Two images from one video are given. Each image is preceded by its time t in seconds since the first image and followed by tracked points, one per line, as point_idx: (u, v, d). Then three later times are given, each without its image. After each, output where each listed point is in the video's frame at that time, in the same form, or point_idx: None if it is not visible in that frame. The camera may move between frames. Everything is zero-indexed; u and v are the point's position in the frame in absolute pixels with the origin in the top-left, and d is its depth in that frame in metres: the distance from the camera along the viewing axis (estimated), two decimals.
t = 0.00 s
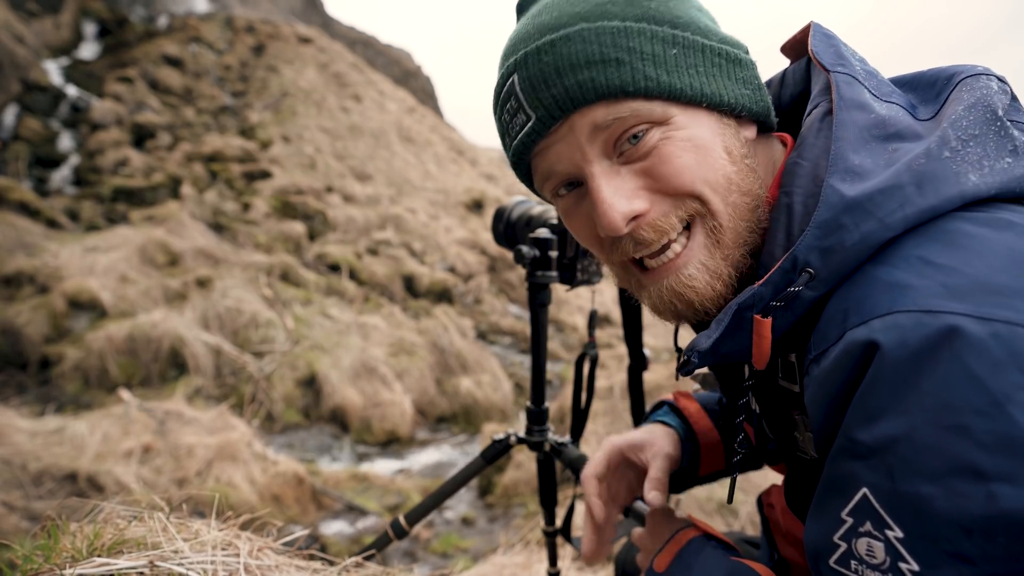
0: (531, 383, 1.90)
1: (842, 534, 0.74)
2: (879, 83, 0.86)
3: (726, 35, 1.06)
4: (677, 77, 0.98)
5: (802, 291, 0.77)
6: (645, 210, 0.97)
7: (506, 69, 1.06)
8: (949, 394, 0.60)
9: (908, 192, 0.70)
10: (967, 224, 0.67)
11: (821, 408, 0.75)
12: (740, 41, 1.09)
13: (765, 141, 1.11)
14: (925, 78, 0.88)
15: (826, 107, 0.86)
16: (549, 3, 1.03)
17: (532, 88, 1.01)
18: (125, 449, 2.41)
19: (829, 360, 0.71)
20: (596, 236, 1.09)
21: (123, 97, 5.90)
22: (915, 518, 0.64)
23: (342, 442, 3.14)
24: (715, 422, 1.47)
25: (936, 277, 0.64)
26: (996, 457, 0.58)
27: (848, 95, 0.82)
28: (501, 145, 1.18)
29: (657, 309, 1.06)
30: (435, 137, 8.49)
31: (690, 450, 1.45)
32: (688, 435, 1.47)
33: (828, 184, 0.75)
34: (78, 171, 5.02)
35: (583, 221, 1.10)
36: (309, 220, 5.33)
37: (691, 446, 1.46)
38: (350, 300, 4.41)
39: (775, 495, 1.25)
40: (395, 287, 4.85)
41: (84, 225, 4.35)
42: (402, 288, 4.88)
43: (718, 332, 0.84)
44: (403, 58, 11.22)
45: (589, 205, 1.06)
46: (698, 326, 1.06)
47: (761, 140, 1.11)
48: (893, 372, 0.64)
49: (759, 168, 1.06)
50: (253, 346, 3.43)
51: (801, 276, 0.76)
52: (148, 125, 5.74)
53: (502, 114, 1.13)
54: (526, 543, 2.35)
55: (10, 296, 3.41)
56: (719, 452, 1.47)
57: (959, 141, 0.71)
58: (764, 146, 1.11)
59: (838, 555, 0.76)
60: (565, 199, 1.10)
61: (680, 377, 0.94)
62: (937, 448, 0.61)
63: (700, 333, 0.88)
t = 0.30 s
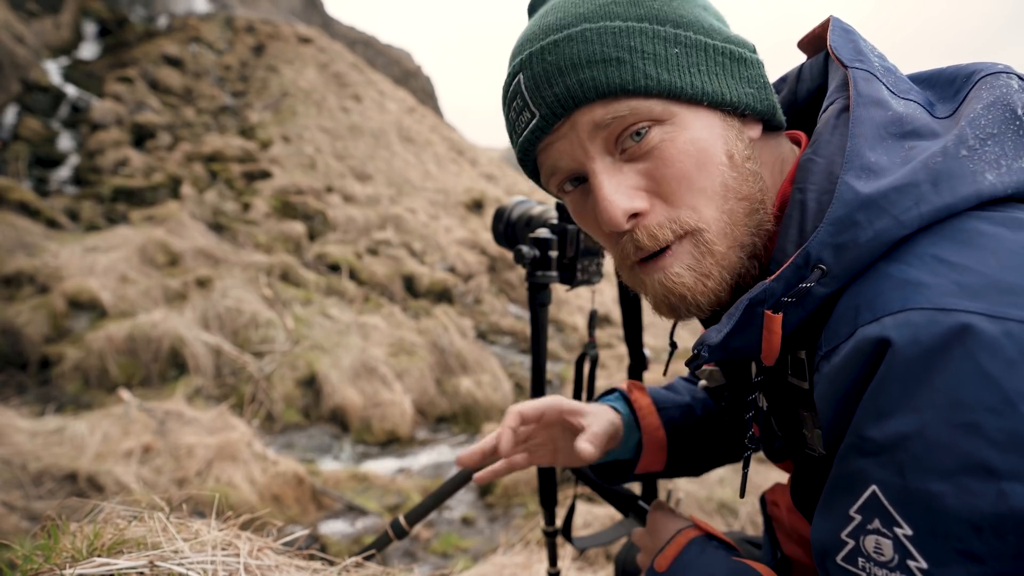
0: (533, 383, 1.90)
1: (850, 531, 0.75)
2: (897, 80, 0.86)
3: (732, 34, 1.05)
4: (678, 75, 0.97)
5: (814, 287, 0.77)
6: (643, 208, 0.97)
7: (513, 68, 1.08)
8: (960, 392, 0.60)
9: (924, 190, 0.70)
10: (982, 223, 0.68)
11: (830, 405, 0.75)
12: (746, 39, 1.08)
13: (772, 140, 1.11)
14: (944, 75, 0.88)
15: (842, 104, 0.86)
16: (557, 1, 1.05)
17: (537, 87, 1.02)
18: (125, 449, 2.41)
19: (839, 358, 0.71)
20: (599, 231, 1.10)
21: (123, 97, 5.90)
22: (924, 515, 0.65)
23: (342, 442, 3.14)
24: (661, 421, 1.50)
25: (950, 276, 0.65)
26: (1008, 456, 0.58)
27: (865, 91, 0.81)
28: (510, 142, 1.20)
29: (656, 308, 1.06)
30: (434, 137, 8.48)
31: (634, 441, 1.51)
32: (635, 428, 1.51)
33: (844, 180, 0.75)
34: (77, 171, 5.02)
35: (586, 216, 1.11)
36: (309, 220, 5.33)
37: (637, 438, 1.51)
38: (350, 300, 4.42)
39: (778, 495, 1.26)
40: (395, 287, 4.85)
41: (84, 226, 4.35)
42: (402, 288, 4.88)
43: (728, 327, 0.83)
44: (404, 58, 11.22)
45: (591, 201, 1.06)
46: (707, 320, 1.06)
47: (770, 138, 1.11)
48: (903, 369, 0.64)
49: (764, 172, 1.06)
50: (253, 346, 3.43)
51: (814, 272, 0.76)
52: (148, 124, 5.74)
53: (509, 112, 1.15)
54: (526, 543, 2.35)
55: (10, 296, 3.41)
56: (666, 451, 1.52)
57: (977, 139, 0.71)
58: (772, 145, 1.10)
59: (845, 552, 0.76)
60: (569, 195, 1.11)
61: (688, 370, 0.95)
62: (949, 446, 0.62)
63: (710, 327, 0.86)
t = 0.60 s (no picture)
0: (532, 383, 1.90)
1: (839, 533, 0.74)
2: (880, 83, 0.86)
3: (743, 41, 1.05)
4: (691, 84, 0.97)
5: (799, 289, 0.77)
6: (649, 212, 0.97)
7: (524, 61, 1.05)
8: (941, 392, 0.60)
9: (904, 192, 0.70)
10: (962, 224, 0.67)
11: (815, 405, 0.74)
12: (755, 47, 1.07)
13: (770, 145, 1.10)
14: (927, 79, 0.88)
15: (826, 108, 0.86)
16: None
17: (549, 85, 1.00)
18: (125, 449, 2.41)
19: (822, 359, 0.71)
20: (598, 231, 1.09)
21: (123, 97, 5.91)
22: (909, 515, 0.64)
23: (342, 442, 3.14)
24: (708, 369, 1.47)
25: (929, 276, 0.64)
26: (990, 454, 0.58)
27: (848, 95, 0.81)
28: (513, 135, 1.17)
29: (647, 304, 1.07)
30: (435, 137, 8.48)
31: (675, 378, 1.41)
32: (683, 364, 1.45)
33: (826, 184, 0.75)
34: (78, 171, 5.02)
35: (586, 214, 1.10)
36: (309, 220, 5.33)
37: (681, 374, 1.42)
38: (350, 300, 4.42)
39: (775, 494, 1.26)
40: (395, 287, 4.85)
41: (84, 226, 4.35)
42: (402, 288, 4.88)
43: (716, 329, 0.83)
44: (404, 58, 11.22)
45: (595, 203, 1.05)
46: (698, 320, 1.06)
47: (767, 142, 1.10)
48: (885, 370, 0.64)
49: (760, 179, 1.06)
50: (253, 346, 3.43)
51: (798, 275, 0.75)
52: (148, 125, 5.74)
53: (514, 106, 1.12)
54: (526, 543, 2.35)
55: (10, 297, 3.41)
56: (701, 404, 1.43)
57: (956, 142, 0.71)
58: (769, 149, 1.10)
59: (835, 554, 0.75)
60: (571, 193, 1.10)
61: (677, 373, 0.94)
62: (931, 446, 0.61)
63: (697, 329, 0.86)
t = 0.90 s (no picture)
0: (532, 383, 1.90)
1: (841, 533, 0.74)
2: (875, 86, 0.86)
3: (714, 55, 1.05)
4: (673, 112, 0.97)
5: (799, 294, 0.77)
6: (648, 245, 0.97)
7: (498, 113, 1.07)
8: (945, 394, 0.60)
9: (903, 195, 0.70)
10: (961, 225, 0.68)
11: (818, 408, 0.75)
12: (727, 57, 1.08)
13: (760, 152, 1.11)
14: (920, 80, 0.88)
15: (823, 112, 0.86)
16: (537, 38, 1.03)
17: (529, 134, 1.01)
18: (125, 449, 2.41)
19: (825, 363, 0.71)
20: (600, 267, 1.10)
21: (123, 97, 5.91)
22: (911, 515, 0.65)
23: (342, 442, 3.14)
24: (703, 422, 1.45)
25: (931, 278, 0.65)
26: (993, 455, 0.58)
27: (844, 99, 0.82)
28: (499, 183, 1.18)
29: (658, 329, 1.07)
30: (434, 137, 8.48)
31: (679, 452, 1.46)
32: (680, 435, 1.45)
33: (825, 188, 0.75)
34: (78, 171, 5.02)
35: (585, 252, 1.11)
36: (309, 220, 5.33)
37: (683, 447, 1.45)
38: (350, 300, 4.42)
39: (776, 494, 1.25)
40: (395, 287, 4.85)
41: (84, 225, 4.36)
42: (402, 288, 4.88)
43: (718, 334, 0.83)
44: (403, 59, 11.23)
45: (593, 241, 1.06)
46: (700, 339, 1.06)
47: (753, 150, 1.11)
48: (888, 373, 0.64)
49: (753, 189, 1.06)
50: (253, 346, 3.43)
51: (798, 279, 0.75)
52: (148, 124, 5.74)
53: (496, 156, 1.13)
54: (526, 543, 2.35)
55: (10, 296, 3.41)
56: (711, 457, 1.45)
57: (953, 144, 0.71)
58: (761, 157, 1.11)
59: (837, 554, 0.76)
60: (567, 232, 1.10)
61: (679, 380, 0.94)
62: (934, 446, 0.61)
63: (699, 336, 0.86)
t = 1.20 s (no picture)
0: (532, 383, 1.89)
1: (843, 532, 0.74)
2: (881, 84, 0.86)
3: (718, 47, 1.05)
4: (672, 100, 0.97)
5: (803, 291, 0.77)
6: (642, 231, 0.97)
7: (503, 97, 1.08)
8: (947, 394, 0.60)
9: (909, 193, 0.70)
10: (967, 224, 0.68)
11: (820, 407, 0.75)
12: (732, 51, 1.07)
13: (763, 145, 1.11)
14: (928, 78, 0.88)
15: (828, 110, 0.86)
16: (544, 24, 1.03)
17: (530, 117, 1.02)
18: (125, 449, 2.41)
19: (827, 360, 0.71)
20: (597, 251, 1.10)
21: (123, 97, 5.90)
22: (914, 514, 0.65)
23: (342, 442, 3.14)
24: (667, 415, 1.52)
25: (935, 277, 0.64)
26: (995, 454, 0.58)
27: (850, 96, 0.81)
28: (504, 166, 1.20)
29: (650, 319, 1.07)
30: (435, 137, 8.47)
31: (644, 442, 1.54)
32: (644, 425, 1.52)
33: (830, 185, 0.75)
34: (78, 171, 5.01)
35: (583, 237, 1.11)
36: (309, 220, 5.33)
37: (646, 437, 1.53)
38: (350, 300, 4.42)
39: (777, 494, 1.25)
40: (395, 287, 4.84)
41: (84, 225, 4.36)
42: (402, 288, 4.88)
43: (721, 331, 0.84)
44: (403, 58, 11.24)
45: (589, 226, 1.06)
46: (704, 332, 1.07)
47: (756, 146, 1.10)
48: (890, 371, 0.64)
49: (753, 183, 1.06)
50: (253, 346, 3.43)
51: (802, 276, 0.75)
52: (148, 124, 5.74)
53: (501, 139, 1.14)
54: (526, 543, 2.35)
55: (10, 296, 3.41)
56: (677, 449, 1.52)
57: (960, 142, 0.71)
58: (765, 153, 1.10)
59: (839, 553, 0.76)
60: (566, 217, 1.11)
61: (683, 377, 0.96)
62: (936, 446, 0.61)
63: (701, 332, 0.88)
